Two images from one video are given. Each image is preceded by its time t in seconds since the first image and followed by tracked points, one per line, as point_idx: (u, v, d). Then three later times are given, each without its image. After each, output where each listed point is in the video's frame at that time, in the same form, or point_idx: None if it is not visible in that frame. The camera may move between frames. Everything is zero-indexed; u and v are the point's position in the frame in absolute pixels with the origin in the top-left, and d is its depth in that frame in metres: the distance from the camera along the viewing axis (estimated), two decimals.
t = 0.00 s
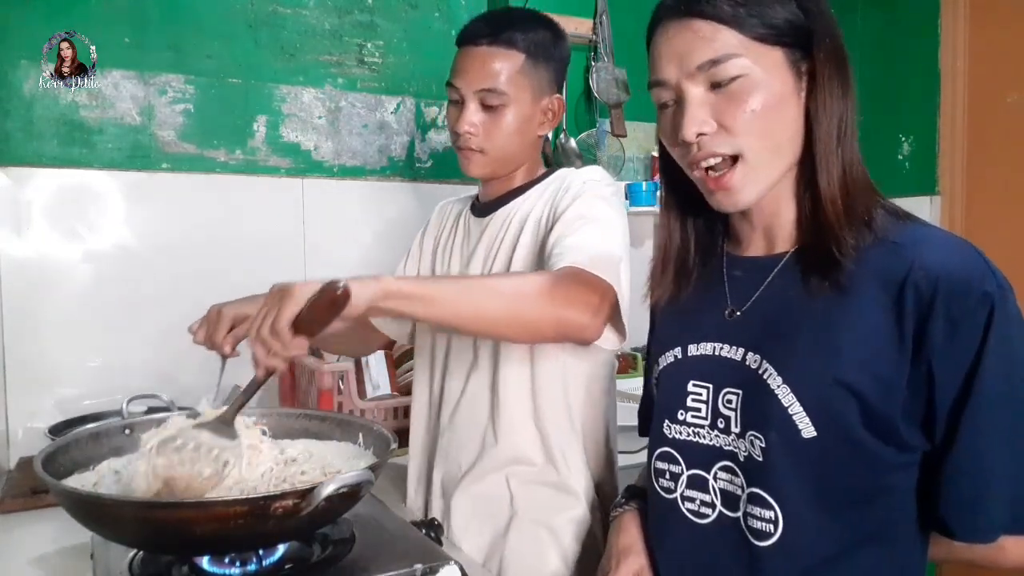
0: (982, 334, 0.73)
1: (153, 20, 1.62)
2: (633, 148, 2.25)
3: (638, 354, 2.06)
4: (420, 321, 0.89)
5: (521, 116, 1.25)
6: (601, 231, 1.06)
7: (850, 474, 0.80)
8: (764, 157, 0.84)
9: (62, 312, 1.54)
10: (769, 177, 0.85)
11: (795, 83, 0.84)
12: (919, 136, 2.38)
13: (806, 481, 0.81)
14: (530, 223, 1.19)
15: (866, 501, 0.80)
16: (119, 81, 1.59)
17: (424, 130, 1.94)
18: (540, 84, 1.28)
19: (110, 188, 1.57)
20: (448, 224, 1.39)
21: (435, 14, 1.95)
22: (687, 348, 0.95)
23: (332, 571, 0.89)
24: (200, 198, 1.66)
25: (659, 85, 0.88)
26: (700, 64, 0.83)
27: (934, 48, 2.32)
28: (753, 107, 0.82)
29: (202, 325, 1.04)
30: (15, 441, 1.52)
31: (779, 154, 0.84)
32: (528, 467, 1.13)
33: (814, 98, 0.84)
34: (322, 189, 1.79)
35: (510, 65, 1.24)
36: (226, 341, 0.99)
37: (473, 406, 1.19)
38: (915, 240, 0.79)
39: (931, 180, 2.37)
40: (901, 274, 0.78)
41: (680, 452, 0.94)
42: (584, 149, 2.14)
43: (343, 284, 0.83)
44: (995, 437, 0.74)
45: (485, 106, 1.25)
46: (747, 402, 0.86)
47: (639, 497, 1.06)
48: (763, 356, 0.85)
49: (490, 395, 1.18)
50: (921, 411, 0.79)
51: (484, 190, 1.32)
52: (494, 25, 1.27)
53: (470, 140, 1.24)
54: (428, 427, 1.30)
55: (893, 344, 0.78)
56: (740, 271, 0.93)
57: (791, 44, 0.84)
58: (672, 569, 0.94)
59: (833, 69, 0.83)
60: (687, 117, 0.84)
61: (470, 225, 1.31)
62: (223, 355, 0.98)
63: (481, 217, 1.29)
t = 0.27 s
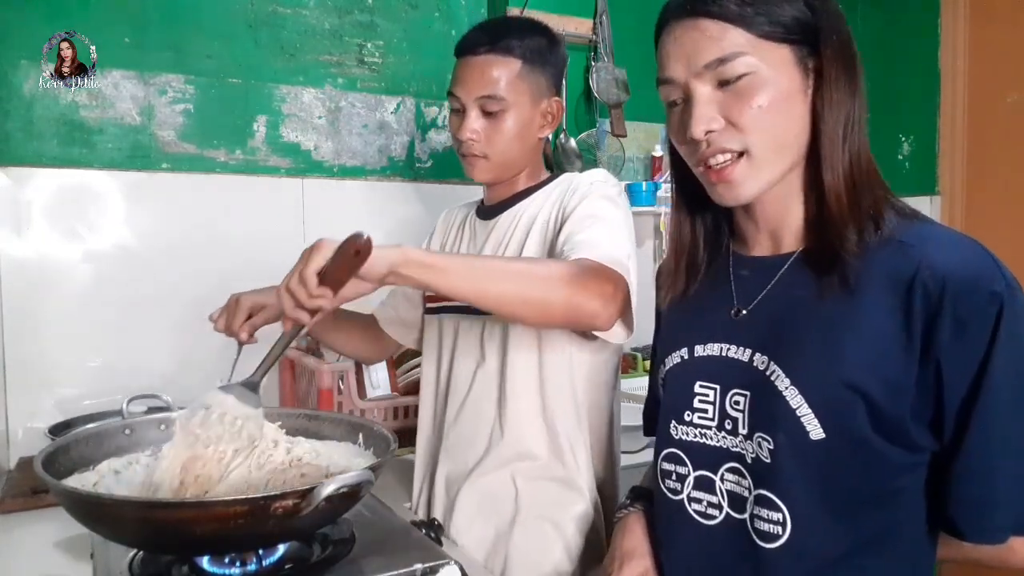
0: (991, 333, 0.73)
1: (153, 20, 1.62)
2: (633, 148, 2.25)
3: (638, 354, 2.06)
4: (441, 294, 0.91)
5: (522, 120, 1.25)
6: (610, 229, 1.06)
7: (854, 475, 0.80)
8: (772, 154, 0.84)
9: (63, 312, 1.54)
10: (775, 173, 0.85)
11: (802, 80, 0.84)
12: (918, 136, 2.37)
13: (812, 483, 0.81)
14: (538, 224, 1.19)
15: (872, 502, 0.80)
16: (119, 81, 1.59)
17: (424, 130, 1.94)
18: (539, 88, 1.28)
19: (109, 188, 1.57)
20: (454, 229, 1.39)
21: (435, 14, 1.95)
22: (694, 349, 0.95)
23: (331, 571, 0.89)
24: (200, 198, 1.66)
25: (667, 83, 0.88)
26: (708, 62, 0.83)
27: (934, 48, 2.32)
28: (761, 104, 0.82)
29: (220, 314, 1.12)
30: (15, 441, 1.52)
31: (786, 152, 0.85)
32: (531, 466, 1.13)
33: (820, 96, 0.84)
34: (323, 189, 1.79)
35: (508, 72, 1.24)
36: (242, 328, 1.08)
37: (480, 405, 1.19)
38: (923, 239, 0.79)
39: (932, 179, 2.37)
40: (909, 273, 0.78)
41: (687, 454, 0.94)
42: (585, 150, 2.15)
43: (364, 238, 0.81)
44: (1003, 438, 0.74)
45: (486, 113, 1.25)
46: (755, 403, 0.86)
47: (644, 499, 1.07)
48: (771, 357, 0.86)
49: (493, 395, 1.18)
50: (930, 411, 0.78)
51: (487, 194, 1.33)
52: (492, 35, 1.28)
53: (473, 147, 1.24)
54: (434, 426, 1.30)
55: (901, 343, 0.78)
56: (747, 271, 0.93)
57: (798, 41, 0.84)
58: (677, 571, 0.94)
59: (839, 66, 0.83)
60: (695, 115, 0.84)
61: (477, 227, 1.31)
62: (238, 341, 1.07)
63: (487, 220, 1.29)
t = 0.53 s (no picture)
0: (1000, 335, 0.73)
1: (153, 20, 1.62)
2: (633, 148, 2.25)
3: (639, 354, 2.06)
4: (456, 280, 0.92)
5: (522, 122, 1.24)
6: (614, 231, 1.06)
7: (857, 476, 0.80)
8: (808, 144, 0.84)
9: (63, 312, 1.54)
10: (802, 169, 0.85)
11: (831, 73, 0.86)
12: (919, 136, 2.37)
13: (819, 483, 0.81)
14: (542, 226, 1.20)
15: (879, 503, 0.80)
16: (119, 81, 1.59)
17: (424, 130, 1.94)
18: (539, 90, 1.28)
19: (109, 188, 1.57)
20: (453, 231, 1.39)
21: (435, 14, 1.95)
22: (699, 349, 0.95)
23: (331, 571, 0.89)
24: (201, 199, 1.66)
25: (699, 72, 0.87)
26: (751, 48, 0.83)
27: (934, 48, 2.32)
28: (796, 95, 0.83)
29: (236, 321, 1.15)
30: (15, 441, 1.52)
31: (819, 144, 0.85)
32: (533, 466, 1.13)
33: (847, 89, 0.86)
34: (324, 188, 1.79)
35: (509, 74, 1.24)
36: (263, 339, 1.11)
37: (481, 406, 1.19)
38: (933, 240, 0.79)
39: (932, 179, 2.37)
40: (919, 274, 0.78)
41: (693, 454, 0.94)
42: (585, 150, 2.15)
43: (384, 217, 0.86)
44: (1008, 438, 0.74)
45: (487, 114, 1.25)
46: (762, 403, 0.86)
47: (646, 498, 1.06)
48: (779, 357, 0.85)
49: (495, 395, 1.18)
50: (939, 411, 0.79)
51: (487, 194, 1.32)
52: (492, 36, 1.27)
53: (474, 148, 1.24)
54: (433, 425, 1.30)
55: (912, 343, 0.78)
56: (754, 271, 0.93)
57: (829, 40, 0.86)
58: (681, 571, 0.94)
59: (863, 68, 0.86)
60: (738, 102, 0.83)
61: (478, 229, 1.31)
62: (262, 352, 1.09)
63: (488, 221, 1.28)
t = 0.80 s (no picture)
0: (992, 339, 0.72)
1: (153, 21, 1.62)
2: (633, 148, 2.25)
3: (638, 354, 2.06)
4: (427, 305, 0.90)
5: (523, 116, 1.24)
6: (605, 233, 1.06)
7: (852, 477, 0.80)
8: (821, 143, 0.84)
9: (63, 312, 1.54)
10: (816, 169, 0.85)
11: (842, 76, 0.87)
12: (919, 136, 2.38)
13: (811, 483, 0.81)
14: (540, 225, 1.20)
15: (871, 502, 0.80)
16: (119, 81, 1.59)
17: (424, 130, 1.94)
18: (543, 85, 1.28)
19: (109, 188, 1.57)
20: (449, 227, 1.39)
21: (435, 14, 1.95)
22: (694, 347, 0.95)
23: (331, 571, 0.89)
24: (201, 199, 1.66)
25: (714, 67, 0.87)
26: (774, 42, 0.83)
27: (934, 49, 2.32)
28: (814, 94, 0.83)
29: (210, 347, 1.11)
30: (15, 441, 1.52)
31: (830, 144, 0.85)
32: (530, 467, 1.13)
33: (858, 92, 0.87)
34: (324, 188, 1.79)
35: (511, 66, 1.25)
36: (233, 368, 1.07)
37: (479, 409, 1.19)
38: (930, 243, 0.79)
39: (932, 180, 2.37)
40: (913, 276, 0.78)
41: (687, 451, 0.94)
42: (585, 150, 2.15)
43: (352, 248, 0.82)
44: (1001, 439, 0.74)
45: (489, 105, 1.25)
46: (754, 402, 0.86)
47: (642, 497, 1.07)
48: (772, 357, 0.86)
49: (493, 396, 1.18)
50: (931, 411, 0.78)
51: (485, 194, 1.32)
52: (497, 29, 1.29)
53: (473, 139, 1.24)
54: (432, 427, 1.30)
55: (903, 344, 0.78)
56: (751, 271, 0.94)
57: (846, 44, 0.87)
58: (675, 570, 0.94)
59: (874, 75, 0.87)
60: (754, 97, 0.83)
61: (475, 228, 1.31)
62: (231, 384, 1.07)
63: (486, 220, 1.28)
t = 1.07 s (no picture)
0: (973, 337, 0.72)
1: (154, 21, 1.62)
2: (633, 148, 2.25)
3: (638, 354, 2.05)
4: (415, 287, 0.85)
5: (523, 112, 1.25)
6: (604, 227, 1.05)
7: (841, 478, 0.80)
8: (800, 140, 0.84)
9: (62, 311, 1.54)
10: (790, 166, 0.85)
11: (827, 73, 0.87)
12: (920, 136, 2.38)
13: (799, 482, 0.81)
14: (541, 220, 1.20)
15: (857, 501, 0.80)
16: (119, 81, 1.59)
17: (424, 130, 1.94)
18: (544, 80, 1.29)
19: (109, 187, 1.57)
20: (450, 224, 1.39)
21: (435, 14, 1.95)
22: (683, 348, 0.97)
23: (332, 571, 0.89)
24: (202, 199, 1.66)
25: (696, 60, 0.87)
26: (753, 36, 0.83)
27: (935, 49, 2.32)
28: (794, 88, 0.83)
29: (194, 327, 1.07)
30: (15, 441, 1.52)
31: (810, 140, 0.85)
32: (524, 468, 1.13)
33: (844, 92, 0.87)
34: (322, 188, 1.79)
35: (512, 61, 1.25)
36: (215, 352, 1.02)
37: (478, 410, 1.19)
38: (911, 241, 0.79)
39: (932, 179, 2.37)
40: (892, 274, 0.78)
41: (675, 452, 0.95)
42: (585, 150, 2.14)
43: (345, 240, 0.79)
44: (991, 441, 0.73)
45: (490, 101, 1.25)
46: (737, 402, 0.87)
47: (641, 498, 1.09)
48: (754, 357, 0.86)
49: (491, 396, 1.19)
50: (911, 413, 0.78)
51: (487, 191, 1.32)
52: (498, 24, 1.29)
53: (475, 136, 1.24)
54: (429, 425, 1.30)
55: (882, 344, 0.78)
56: (739, 271, 0.95)
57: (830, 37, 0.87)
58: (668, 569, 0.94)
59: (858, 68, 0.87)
60: (731, 93, 0.83)
61: (476, 225, 1.30)
62: (211, 366, 1.01)
63: (488, 218, 1.28)
